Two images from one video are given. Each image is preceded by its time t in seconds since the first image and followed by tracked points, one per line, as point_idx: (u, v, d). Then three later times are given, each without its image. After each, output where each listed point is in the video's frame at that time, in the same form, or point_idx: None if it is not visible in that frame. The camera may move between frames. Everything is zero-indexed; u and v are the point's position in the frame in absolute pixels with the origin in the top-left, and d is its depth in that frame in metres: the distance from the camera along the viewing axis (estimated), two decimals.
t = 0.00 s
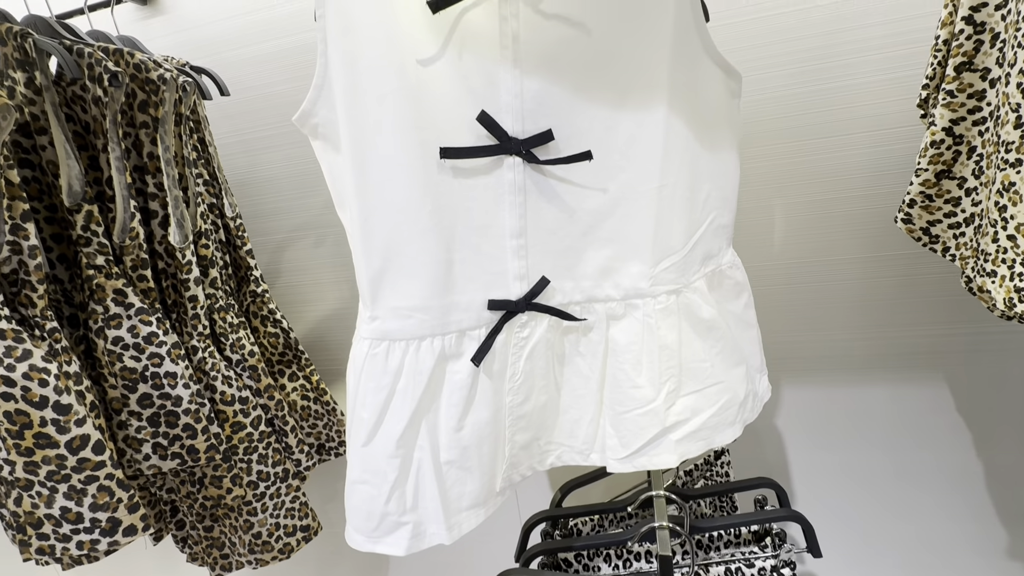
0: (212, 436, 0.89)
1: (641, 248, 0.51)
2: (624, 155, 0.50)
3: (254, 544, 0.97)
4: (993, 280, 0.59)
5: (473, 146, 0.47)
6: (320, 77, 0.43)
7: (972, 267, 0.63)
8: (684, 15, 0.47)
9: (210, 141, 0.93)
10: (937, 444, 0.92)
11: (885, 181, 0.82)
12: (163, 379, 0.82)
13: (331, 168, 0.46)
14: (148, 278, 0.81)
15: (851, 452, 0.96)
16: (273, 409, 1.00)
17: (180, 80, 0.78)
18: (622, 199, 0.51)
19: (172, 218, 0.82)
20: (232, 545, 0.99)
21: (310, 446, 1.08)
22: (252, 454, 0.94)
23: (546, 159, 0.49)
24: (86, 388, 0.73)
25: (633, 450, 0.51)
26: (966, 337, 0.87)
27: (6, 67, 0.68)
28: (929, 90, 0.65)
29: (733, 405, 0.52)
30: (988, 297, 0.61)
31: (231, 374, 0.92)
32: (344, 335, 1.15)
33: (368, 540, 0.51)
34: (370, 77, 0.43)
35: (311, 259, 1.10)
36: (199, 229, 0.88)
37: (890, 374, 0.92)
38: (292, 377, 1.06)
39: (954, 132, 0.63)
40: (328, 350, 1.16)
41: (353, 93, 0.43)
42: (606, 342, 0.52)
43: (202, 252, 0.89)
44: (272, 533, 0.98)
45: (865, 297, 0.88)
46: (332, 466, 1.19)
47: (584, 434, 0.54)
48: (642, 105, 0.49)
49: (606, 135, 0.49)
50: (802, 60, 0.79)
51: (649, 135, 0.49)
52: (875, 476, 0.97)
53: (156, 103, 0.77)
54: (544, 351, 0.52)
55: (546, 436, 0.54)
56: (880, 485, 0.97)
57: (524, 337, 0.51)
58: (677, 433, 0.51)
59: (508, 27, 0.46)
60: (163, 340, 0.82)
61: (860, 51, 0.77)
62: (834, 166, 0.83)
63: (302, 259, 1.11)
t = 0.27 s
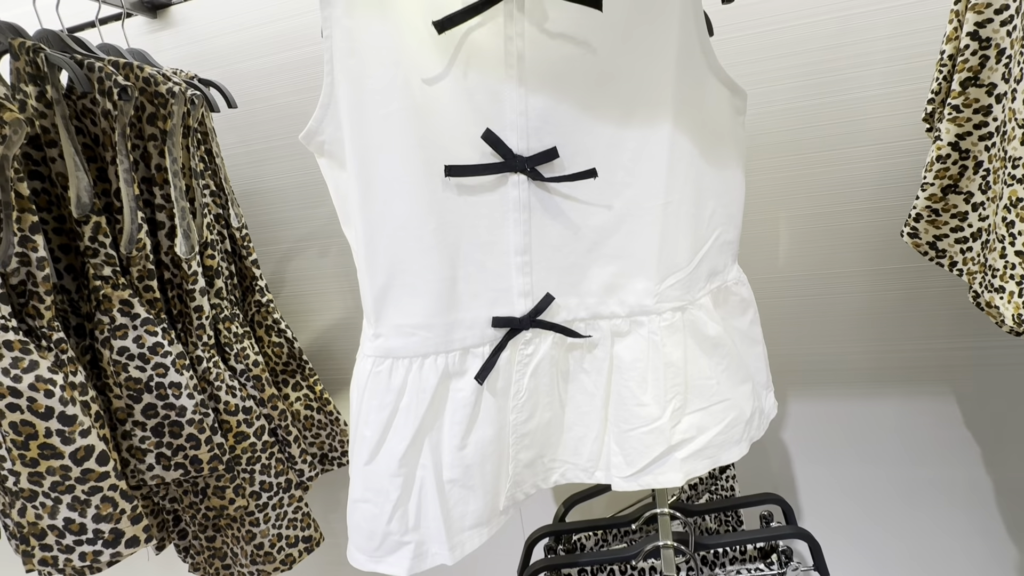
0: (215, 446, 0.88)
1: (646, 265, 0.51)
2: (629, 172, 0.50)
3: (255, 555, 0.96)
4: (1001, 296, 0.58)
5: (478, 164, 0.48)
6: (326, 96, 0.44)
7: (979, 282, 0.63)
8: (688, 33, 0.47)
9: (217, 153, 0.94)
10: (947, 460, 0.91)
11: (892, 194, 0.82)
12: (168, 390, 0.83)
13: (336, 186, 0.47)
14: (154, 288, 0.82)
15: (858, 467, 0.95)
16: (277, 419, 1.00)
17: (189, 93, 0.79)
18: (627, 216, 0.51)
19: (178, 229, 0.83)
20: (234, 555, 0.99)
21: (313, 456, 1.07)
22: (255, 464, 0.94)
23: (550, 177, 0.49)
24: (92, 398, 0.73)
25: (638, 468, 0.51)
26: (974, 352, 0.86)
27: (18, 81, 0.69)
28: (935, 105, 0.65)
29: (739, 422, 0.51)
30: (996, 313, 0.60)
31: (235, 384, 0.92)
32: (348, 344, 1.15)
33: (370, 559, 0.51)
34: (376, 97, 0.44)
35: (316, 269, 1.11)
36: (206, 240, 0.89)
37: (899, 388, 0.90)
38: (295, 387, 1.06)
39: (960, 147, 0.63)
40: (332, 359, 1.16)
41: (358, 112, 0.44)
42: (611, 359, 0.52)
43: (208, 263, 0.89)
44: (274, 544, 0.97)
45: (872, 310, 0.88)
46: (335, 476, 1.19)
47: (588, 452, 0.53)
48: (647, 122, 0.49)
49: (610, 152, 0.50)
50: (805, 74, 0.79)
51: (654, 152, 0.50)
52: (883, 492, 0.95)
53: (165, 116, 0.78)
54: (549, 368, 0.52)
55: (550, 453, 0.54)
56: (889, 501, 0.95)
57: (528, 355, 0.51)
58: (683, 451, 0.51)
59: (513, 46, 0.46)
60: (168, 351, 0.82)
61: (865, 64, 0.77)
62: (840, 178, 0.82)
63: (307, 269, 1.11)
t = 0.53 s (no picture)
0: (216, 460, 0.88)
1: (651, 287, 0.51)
2: (634, 194, 0.49)
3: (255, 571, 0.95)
4: (1011, 316, 0.57)
5: (482, 186, 0.48)
6: (330, 119, 0.44)
7: (989, 302, 0.61)
8: (694, 54, 0.47)
9: (222, 167, 0.94)
10: (959, 480, 0.89)
11: (899, 210, 0.81)
12: (170, 404, 0.82)
13: (339, 208, 0.46)
14: (158, 302, 0.82)
15: (867, 486, 0.93)
16: (278, 433, 0.99)
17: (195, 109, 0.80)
18: (631, 238, 0.50)
19: (183, 243, 0.83)
20: (234, 570, 0.98)
21: (314, 469, 1.07)
22: (256, 478, 0.93)
23: (555, 199, 0.49)
24: (93, 413, 0.73)
25: (643, 493, 0.50)
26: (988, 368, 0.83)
27: (28, 98, 0.71)
28: (941, 123, 0.64)
29: (747, 446, 0.50)
30: (1006, 333, 0.59)
31: (237, 397, 0.92)
32: (351, 357, 1.15)
33: None
34: (379, 119, 0.44)
35: (320, 282, 1.11)
36: (210, 253, 0.89)
37: (909, 403, 0.88)
38: (297, 400, 1.05)
39: (967, 165, 0.62)
40: (334, 371, 1.16)
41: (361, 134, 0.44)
42: (616, 381, 0.51)
43: (212, 276, 0.90)
44: (274, 560, 0.96)
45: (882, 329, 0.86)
46: (336, 489, 1.18)
47: (593, 474, 0.53)
48: (652, 143, 0.49)
49: (615, 174, 0.49)
50: (810, 90, 0.79)
51: (659, 174, 0.49)
52: (893, 512, 0.93)
53: (171, 131, 0.78)
54: (552, 390, 0.51)
55: (553, 477, 0.53)
56: (899, 521, 0.93)
57: (531, 377, 0.51)
58: (689, 476, 0.50)
59: (517, 69, 0.47)
60: (171, 364, 0.82)
61: (871, 81, 0.77)
62: (846, 195, 0.82)
63: (311, 281, 1.11)
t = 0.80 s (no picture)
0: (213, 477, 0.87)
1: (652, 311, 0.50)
2: (635, 219, 0.49)
3: None
4: (1016, 338, 0.56)
5: (482, 211, 0.47)
6: (328, 144, 0.43)
7: (993, 323, 0.61)
8: (694, 80, 0.47)
9: (223, 181, 0.94)
10: (967, 501, 0.87)
11: (902, 228, 0.81)
12: (167, 420, 0.81)
13: (338, 232, 0.46)
14: (156, 317, 0.81)
15: (872, 507, 0.91)
16: (276, 449, 0.98)
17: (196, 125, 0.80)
18: (632, 262, 0.50)
19: (182, 258, 0.83)
20: None
21: (312, 485, 1.05)
22: (253, 495, 0.92)
23: (555, 223, 0.49)
24: (89, 430, 0.72)
25: (645, 521, 0.49)
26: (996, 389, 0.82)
27: (29, 114, 0.70)
28: (943, 142, 0.64)
29: (749, 473, 0.50)
30: (1012, 355, 0.58)
31: (235, 413, 0.91)
32: (350, 371, 1.14)
33: None
34: (378, 145, 0.43)
35: (320, 296, 1.10)
36: (209, 268, 0.89)
37: (916, 423, 0.86)
38: (296, 414, 1.05)
39: (970, 186, 0.62)
40: (333, 386, 1.15)
41: (360, 160, 0.43)
42: (616, 407, 0.50)
43: (211, 291, 0.89)
44: None
45: (886, 347, 0.85)
46: (334, 505, 1.16)
47: (593, 500, 0.52)
48: (653, 168, 0.49)
49: (615, 198, 0.49)
50: (812, 108, 0.79)
51: (660, 199, 0.49)
52: (898, 533, 0.91)
53: (172, 147, 0.78)
54: (552, 415, 0.51)
55: (553, 503, 0.52)
56: (904, 542, 0.91)
57: (530, 403, 0.50)
58: (691, 503, 0.49)
59: (517, 94, 0.47)
60: (168, 380, 0.81)
61: (873, 99, 0.77)
62: (849, 212, 0.81)
63: (310, 295, 1.11)
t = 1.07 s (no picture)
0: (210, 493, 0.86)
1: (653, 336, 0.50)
2: (635, 244, 0.49)
3: None
4: (1021, 360, 0.56)
5: (482, 236, 0.47)
6: (328, 170, 0.43)
7: (997, 344, 0.60)
8: (696, 106, 0.47)
9: (224, 195, 0.94)
10: (971, 520, 0.86)
11: (904, 246, 0.80)
12: (164, 436, 0.81)
13: (337, 257, 0.46)
14: (155, 333, 0.81)
15: (875, 526, 0.90)
16: (274, 464, 0.97)
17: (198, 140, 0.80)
18: (632, 287, 0.50)
19: (182, 273, 0.82)
20: None
21: (310, 500, 1.04)
22: (249, 511, 0.91)
23: (555, 248, 0.49)
24: (86, 447, 0.72)
25: (645, 547, 0.48)
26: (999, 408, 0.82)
27: (30, 130, 0.70)
28: (946, 162, 0.64)
29: (751, 499, 0.49)
30: (1016, 377, 0.57)
31: (232, 428, 0.90)
32: (349, 385, 1.14)
33: None
34: (378, 172, 0.44)
35: (320, 309, 1.10)
36: (209, 283, 0.88)
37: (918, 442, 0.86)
38: (294, 429, 1.04)
39: (973, 206, 0.62)
40: (332, 399, 1.15)
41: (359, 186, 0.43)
42: (617, 431, 0.50)
43: (210, 305, 0.89)
44: None
45: (888, 365, 0.84)
46: (332, 520, 1.15)
47: (593, 525, 0.51)
48: (654, 194, 0.49)
49: (616, 223, 0.49)
50: (812, 126, 0.79)
51: (661, 224, 0.49)
52: (902, 554, 0.90)
53: (173, 163, 0.78)
54: (552, 440, 0.50)
55: (553, 529, 0.51)
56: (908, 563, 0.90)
57: (530, 429, 0.50)
58: (692, 529, 0.48)
59: (518, 120, 0.47)
60: (166, 396, 0.81)
61: (873, 117, 0.77)
62: (850, 229, 0.81)
63: (310, 309, 1.11)
